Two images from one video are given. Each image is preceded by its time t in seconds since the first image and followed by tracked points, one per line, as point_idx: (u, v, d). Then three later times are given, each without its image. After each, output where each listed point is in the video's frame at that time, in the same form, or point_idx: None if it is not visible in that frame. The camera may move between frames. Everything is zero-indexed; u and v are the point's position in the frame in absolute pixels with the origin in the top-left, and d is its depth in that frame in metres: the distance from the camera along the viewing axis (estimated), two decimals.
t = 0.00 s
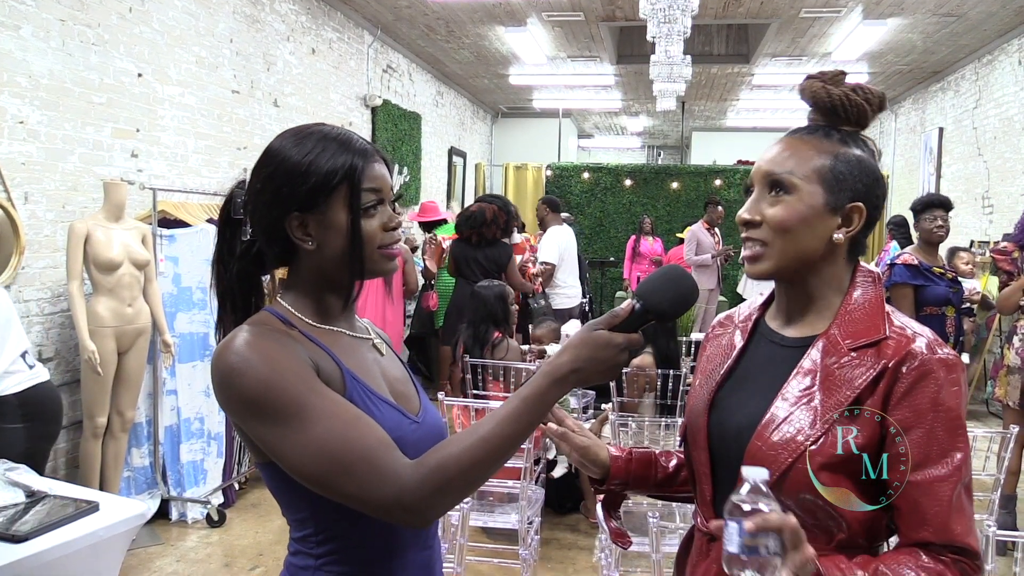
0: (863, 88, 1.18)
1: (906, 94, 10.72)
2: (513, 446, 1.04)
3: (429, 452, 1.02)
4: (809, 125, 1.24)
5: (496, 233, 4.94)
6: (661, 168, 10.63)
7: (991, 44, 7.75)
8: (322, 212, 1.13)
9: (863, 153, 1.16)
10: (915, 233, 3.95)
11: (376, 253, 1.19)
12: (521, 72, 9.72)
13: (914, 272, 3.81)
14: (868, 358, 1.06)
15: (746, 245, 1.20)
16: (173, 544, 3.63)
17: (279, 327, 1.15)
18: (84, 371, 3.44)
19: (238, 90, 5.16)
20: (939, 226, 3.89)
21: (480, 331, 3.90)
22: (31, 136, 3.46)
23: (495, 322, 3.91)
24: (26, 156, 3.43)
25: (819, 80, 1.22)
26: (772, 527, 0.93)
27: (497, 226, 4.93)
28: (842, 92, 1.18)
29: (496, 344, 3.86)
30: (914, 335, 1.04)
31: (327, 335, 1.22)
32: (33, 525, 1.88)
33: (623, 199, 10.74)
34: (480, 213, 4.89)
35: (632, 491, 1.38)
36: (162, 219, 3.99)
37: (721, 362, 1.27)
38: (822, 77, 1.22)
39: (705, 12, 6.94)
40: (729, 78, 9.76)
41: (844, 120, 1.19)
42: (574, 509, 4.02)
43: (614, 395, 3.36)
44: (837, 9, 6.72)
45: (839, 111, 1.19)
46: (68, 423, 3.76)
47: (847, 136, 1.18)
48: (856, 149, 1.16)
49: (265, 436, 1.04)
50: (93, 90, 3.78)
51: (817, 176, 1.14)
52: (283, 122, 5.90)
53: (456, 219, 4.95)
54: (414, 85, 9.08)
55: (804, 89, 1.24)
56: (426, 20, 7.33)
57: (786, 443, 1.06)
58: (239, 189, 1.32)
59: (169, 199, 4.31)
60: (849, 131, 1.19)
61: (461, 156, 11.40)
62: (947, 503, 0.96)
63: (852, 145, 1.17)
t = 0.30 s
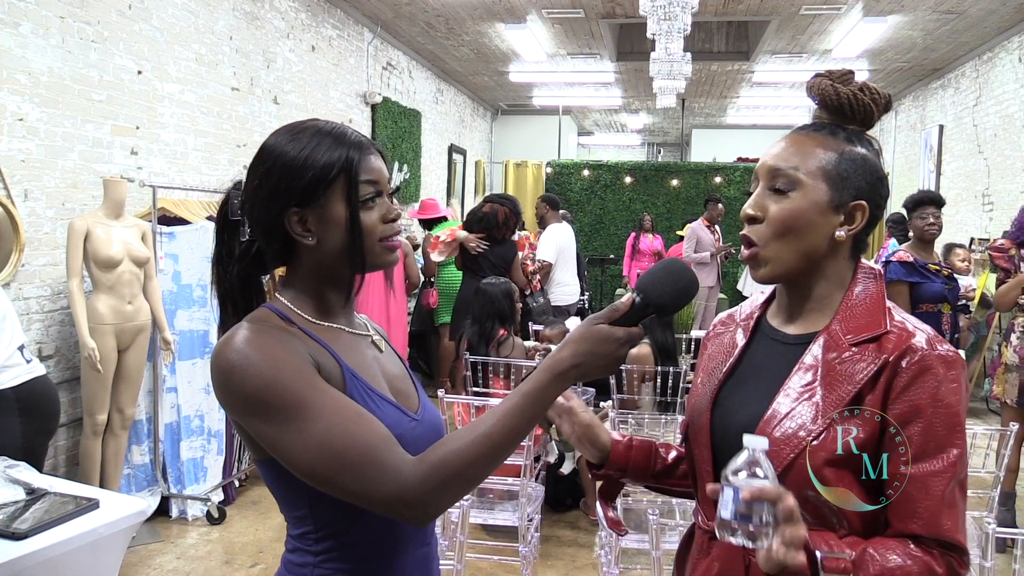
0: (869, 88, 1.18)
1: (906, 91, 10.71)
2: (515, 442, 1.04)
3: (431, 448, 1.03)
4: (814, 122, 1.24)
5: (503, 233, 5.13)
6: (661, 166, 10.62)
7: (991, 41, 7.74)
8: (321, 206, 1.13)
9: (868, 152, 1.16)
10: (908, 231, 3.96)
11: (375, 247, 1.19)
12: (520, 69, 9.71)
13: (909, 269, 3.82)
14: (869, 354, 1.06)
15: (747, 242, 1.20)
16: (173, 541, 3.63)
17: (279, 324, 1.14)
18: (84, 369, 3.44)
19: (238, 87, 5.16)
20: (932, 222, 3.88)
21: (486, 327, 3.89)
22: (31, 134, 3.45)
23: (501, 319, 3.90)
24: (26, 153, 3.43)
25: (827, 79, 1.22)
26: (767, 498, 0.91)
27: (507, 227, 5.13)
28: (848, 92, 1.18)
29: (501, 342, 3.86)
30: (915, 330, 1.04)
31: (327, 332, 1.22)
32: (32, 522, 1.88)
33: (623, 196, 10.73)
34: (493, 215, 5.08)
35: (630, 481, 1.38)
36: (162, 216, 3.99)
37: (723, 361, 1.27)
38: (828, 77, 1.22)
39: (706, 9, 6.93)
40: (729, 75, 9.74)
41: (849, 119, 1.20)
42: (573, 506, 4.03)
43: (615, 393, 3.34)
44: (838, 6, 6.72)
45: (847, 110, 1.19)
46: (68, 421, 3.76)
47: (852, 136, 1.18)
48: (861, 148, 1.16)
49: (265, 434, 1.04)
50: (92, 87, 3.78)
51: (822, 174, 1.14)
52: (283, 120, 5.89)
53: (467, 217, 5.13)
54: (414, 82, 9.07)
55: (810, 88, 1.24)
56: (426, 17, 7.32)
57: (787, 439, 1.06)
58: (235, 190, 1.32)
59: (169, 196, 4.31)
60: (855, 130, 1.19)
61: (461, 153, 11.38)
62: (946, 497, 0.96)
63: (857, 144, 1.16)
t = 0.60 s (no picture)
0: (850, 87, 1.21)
1: (907, 88, 10.70)
2: (517, 441, 1.04)
3: (434, 447, 1.03)
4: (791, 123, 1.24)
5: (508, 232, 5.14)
6: (661, 163, 10.62)
7: (992, 38, 7.73)
8: (319, 204, 1.13)
9: (859, 149, 1.18)
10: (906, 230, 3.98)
11: (374, 246, 1.19)
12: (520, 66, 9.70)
13: (907, 266, 3.81)
14: (874, 351, 1.05)
15: (759, 245, 1.17)
16: (173, 538, 3.63)
17: (280, 323, 1.14)
18: (84, 366, 3.43)
19: (237, 84, 5.15)
20: (930, 220, 3.89)
21: (489, 322, 3.88)
22: (31, 131, 3.45)
23: (504, 315, 3.90)
24: (25, 151, 3.42)
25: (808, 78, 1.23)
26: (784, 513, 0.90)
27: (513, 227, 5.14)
28: (836, 89, 1.19)
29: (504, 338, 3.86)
30: (919, 329, 1.04)
31: (328, 330, 1.22)
32: (33, 519, 1.88)
33: (623, 194, 10.73)
34: (500, 214, 5.07)
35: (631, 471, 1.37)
36: (162, 214, 3.99)
37: (726, 357, 1.27)
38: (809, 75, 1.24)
39: (706, 6, 6.92)
40: (729, 72, 9.73)
41: (832, 117, 1.21)
42: (573, 503, 4.04)
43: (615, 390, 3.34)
44: (839, 3, 6.71)
45: (826, 107, 1.20)
46: (68, 418, 3.76)
47: (838, 133, 1.19)
48: (850, 145, 1.18)
49: (268, 433, 1.04)
50: (92, 85, 3.77)
51: (829, 173, 1.14)
52: (283, 117, 5.89)
53: (475, 215, 5.10)
54: (414, 79, 9.06)
55: (786, 88, 1.24)
56: (426, 14, 7.31)
57: (790, 435, 1.07)
58: (233, 184, 1.32)
59: (169, 194, 4.31)
60: (837, 128, 1.21)
61: (461, 151, 11.37)
62: (954, 495, 0.96)
63: (848, 141, 1.18)
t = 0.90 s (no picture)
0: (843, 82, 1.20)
1: (907, 85, 10.69)
2: (524, 438, 1.04)
3: (440, 444, 1.03)
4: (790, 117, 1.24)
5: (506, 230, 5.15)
6: (661, 160, 10.62)
7: (993, 35, 7.71)
8: (323, 201, 1.13)
9: (856, 145, 1.18)
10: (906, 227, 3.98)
11: (377, 245, 1.19)
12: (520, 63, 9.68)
13: (906, 262, 3.82)
14: (869, 346, 1.05)
15: (761, 244, 1.17)
16: (174, 535, 3.64)
17: (284, 321, 1.14)
18: (84, 363, 3.44)
19: (237, 81, 5.15)
20: (930, 217, 3.88)
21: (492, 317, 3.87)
22: (30, 128, 3.44)
23: (509, 310, 3.88)
24: (25, 148, 3.42)
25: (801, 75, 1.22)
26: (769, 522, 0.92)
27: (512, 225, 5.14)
28: (831, 85, 1.19)
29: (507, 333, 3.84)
30: (913, 322, 1.04)
31: (330, 328, 1.22)
32: (33, 516, 1.88)
33: (623, 191, 10.72)
34: (499, 212, 5.07)
35: (634, 480, 1.38)
36: (162, 211, 3.99)
37: (722, 354, 1.27)
38: (803, 71, 1.23)
39: (706, 3, 6.90)
40: (730, 69, 9.71)
41: (826, 112, 1.20)
42: (574, 500, 4.05)
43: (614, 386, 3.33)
44: None
45: (824, 103, 1.19)
46: (68, 415, 3.76)
47: (835, 129, 1.18)
48: (847, 141, 1.18)
49: (273, 430, 1.04)
50: (92, 82, 3.77)
51: (828, 170, 1.14)
52: (283, 114, 5.88)
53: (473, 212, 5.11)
54: (414, 76, 9.04)
55: (785, 84, 1.23)
56: (426, 11, 7.30)
57: (786, 431, 1.06)
58: (234, 178, 1.32)
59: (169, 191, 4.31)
60: (834, 124, 1.20)
61: (461, 148, 11.36)
62: (949, 490, 0.96)
63: (845, 137, 1.18)
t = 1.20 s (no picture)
0: (829, 78, 1.19)
1: (907, 82, 10.68)
2: (527, 436, 1.04)
3: (443, 441, 1.03)
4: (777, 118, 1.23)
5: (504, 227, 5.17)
6: (661, 157, 10.61)
7: (993, 32, 7.70)
8: (326, 200, 1.13)
9: (847, 141, 1.17)
10: (905, 225, 3.98)
11: (378, 244, 1.19)
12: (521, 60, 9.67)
13: (907, 259, 3.82)
14: (866, 342, 1.05)
15: (762, 250, 1.17)
16: (174, 532, 3.64)
17: (285, 319, 1.14)
18: (84, 360, 3.44)
19: (237, 78, 5.14)
20: (929, 215, 3.88)
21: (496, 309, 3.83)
22: (30, 125, 3.44)
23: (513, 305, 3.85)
24: (25, 145, 3.42)
25: (785, 72, 1.21)
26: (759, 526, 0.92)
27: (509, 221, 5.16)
28: (815, 83, 1.18)
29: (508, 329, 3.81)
30: (911, 319, 1.04)
31: (332, 325, 1.22)
32: (34, 513, 1.88)
33: (623, 188, 10.71)
34: (494, 208, 5.09)
35: (644, 490, 1.38)
36: (162, 208, 3.99)
37: (722, 351, 1.27)
38: (786, 69, 1.22)
39: None
40: (730, 66, 9.70)
41: (813, 109, 1.19)
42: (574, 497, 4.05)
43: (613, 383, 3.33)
44: None
45: (810, 101, 1.18)
46: (68, 413, 3.76)
47: (826, 126, 1.18)
48: (839, 137, 1.17)
49: (276, 428, 1.04)
50: (92, 79, 3.76)
51: (824, 171, 1.13)
52: (283, 111, 5.88)
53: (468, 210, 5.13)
54: (414, 73, 9.03)
55: (769, 84, 1.23)
56: (426, 8, 7.29)
57: (782, 426, 1.06)
58: (235, 173, 1.31)
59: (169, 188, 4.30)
60: (820, 119, 1.19)
61: (461, 145, 11.35)
62: (945, 488, 0.96)
63: (835, 134, 1.17)
